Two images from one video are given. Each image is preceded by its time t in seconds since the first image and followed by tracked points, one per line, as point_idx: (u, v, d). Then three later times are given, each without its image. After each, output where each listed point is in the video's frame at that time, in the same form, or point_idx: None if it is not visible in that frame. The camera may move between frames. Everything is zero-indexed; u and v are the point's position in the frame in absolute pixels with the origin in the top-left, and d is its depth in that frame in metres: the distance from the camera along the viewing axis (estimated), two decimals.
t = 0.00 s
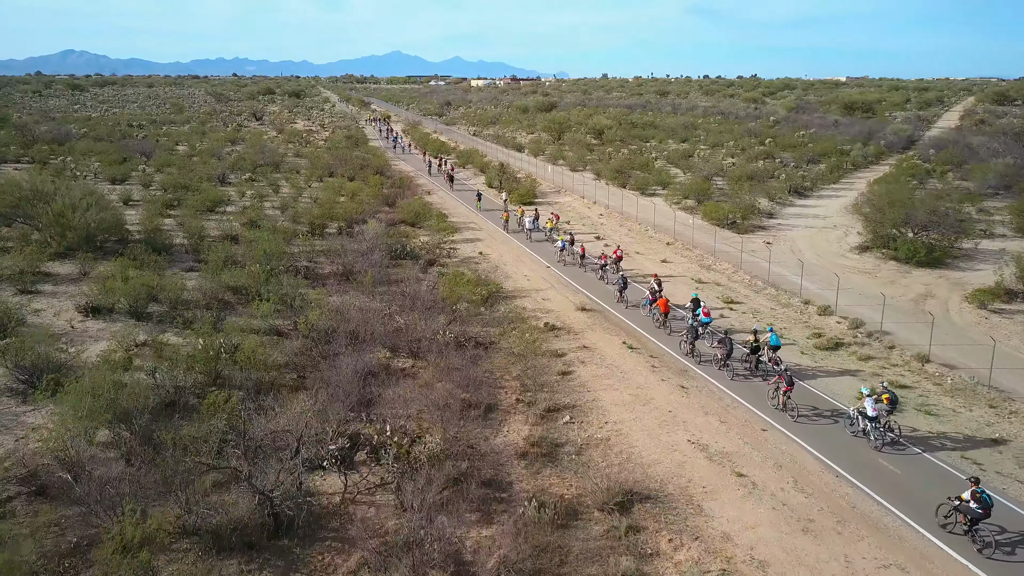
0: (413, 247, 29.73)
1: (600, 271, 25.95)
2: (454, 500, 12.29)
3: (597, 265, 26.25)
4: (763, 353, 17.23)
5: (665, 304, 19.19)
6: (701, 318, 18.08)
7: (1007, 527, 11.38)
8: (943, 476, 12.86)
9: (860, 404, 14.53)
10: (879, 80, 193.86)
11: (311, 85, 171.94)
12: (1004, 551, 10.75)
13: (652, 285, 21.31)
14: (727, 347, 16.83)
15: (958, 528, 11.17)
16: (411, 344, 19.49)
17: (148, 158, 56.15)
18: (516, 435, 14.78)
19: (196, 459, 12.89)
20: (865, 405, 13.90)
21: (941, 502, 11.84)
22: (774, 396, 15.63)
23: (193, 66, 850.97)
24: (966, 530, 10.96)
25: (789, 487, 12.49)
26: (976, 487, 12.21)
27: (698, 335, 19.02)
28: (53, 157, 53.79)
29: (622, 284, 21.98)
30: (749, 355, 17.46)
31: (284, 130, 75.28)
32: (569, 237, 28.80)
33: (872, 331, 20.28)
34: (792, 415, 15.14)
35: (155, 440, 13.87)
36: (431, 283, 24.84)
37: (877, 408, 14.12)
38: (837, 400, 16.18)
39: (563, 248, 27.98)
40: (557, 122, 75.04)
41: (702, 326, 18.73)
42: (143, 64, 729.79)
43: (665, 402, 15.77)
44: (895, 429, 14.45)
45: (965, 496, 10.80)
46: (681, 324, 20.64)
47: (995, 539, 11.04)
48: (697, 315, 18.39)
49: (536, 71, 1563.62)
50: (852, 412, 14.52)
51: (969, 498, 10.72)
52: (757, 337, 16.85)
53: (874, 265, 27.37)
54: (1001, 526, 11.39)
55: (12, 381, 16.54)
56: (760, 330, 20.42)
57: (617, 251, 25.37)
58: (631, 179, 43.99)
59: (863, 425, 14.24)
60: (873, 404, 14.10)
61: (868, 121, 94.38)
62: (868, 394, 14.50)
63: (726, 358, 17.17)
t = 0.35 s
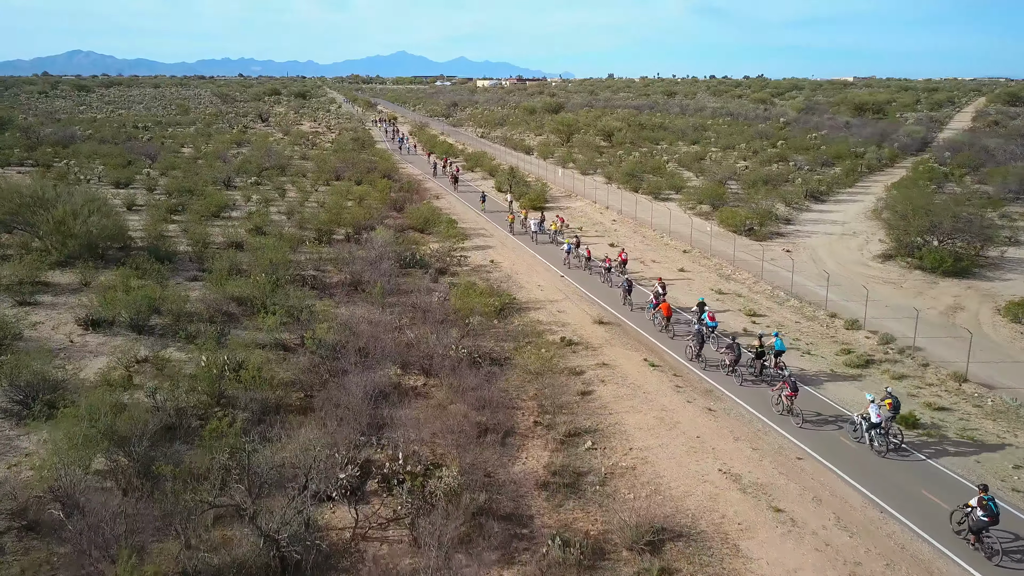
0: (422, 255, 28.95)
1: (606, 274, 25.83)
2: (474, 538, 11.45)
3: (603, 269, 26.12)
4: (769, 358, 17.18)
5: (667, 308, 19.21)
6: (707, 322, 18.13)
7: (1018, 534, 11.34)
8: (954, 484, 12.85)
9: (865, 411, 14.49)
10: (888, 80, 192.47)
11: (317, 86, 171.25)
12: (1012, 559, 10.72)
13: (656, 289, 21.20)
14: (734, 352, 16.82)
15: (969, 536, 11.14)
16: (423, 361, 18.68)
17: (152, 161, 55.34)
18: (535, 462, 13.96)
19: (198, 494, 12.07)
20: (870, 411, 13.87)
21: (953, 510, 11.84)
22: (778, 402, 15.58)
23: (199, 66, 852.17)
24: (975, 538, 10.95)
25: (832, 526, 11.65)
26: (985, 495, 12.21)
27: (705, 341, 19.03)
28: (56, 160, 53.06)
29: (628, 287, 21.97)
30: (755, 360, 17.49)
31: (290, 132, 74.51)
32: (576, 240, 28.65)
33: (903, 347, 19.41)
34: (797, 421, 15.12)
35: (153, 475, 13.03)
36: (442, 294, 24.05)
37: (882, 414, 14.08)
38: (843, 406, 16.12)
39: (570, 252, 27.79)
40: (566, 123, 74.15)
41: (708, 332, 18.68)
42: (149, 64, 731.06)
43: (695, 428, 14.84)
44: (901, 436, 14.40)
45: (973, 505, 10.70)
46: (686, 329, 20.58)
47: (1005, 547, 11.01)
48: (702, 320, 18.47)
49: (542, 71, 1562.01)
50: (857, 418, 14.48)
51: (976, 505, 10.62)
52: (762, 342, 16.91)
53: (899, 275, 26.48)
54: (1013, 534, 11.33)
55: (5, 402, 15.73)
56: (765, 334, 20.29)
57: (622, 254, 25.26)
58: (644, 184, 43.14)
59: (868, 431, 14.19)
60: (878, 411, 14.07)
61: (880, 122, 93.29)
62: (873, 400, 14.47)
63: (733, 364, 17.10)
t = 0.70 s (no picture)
0: (430, 263, 28.23)
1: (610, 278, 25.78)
2: None
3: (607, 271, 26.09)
4: (773, 363, 17.18)
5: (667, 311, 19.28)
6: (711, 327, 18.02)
7: None
8: (958, 489, 12.88)
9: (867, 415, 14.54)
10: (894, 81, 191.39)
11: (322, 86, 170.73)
12: None
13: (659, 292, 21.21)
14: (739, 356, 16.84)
15: (979, 543, 11.14)
16: (433, 378, 17.89)
17: (155, 164, 54.64)
18: (554, 492, 13.17)
19: (198, 531, 11.32)
20: (872, 415, 13.92)
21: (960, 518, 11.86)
22: (780, 407, 15.57)
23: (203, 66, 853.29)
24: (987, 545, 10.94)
25: (875, 565, 10.90)
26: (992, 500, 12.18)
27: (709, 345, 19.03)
28: (58, 163, 52.47)
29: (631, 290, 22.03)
30: (759, 365, 17.46)
31: (294, 134, 73.81)
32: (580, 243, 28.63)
33: (935, 364, 18.59)
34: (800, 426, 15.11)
35: (150, 511, 12.25)
36: (451, 305, 23.30)
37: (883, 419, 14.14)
38: (846, 411, 16.10)
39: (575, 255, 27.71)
40: (573, 125, 73.41)
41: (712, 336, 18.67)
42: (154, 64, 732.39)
43: (722, 454, 14.06)
44: (902, 440, 14.45)
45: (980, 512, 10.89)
46: (689, 333, 20.58)
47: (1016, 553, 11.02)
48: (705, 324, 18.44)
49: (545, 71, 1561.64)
50: (859, 423, 14.51)
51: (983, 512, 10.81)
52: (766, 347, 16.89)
53: (922, 284, 25.65)
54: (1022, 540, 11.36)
55: None
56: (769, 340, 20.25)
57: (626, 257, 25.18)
58: (654, 188, 42.38)
59: (870, 436, 14.24)
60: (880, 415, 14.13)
61: (890, 124, 92.41)
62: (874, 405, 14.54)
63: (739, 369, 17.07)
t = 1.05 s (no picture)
0: (439, 272, 27.41)
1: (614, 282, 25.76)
2: None
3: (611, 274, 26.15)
4: (779, 369, 17.14)
5: (670, 315, 19.38)
6: (714, 331, 18.15)
7: None
8: (958, 495, 12.94)
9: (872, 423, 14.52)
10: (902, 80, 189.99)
11: (326, 86, 169.88)
12: None
13: (664, 297, 21.25)
14: (746, 362, 16.84)
15: (984, 550, 11.19)
16: (443, 400, 16.98)
17: (156, 167, 53.75)
18: (577, 528, 12.30)
19: None
20: (877, 423, 13.90)
21: (963, 524, 11.90)
22: (785, 414, 15.54)
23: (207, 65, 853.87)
24: (994, 553, 10.96)
25: None
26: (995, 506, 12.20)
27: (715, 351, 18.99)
28: (58, 167, 51.68)
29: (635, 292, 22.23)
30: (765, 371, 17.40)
31: (298, 136, 72.94)
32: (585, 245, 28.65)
33: (971, 384, 17.67)
34: (804, 433, 15.08)
35: (145, 557, 11.35)
36: (462, 317, 22.45)
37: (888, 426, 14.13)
38: (851, 417, 16.06)
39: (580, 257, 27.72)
40: (580, 126, 72.44)
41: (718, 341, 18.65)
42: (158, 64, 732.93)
43: (754, 485, 13.25)
44: (906, 448, 14.44)
45: (987, 520, 10.93)
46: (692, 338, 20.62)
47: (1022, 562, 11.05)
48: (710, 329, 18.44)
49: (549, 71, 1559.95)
50: (864, 430, 14.49)
51: (991, 520, 10.85)
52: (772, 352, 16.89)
53: (950, 295, 24.71)
54: None
55: None
56: (776, 344, 20.19)
57: (631, 261, 25.10)
58: (666, 193, 41.47)
59: (874, 444, 14.23)
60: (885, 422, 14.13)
61: (900, 125, 91.27)
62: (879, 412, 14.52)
63: (747, 374, 17.04)
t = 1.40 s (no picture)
0: (446, 281, 26.57)
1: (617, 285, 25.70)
2: None
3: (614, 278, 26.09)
4: (784, 376, 17.08)
5: (672, 320, 19.43)
6: (716, 336, 18.28)
7: None
8: (959, 501, 12.96)
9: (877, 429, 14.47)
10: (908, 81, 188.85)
11: (330, 87, 169.19)
12: None
13: (668, 302, 21.21)
14: (751, 368, 16.80)
15: (984, 557, 11.23)
16: (452, 422, 16.10)
17: (158, 170, 52.96)
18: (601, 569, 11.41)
19: None
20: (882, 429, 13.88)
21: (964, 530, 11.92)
22: (791, 421, 15.46)
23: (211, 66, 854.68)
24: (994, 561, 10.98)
25: None
26: (996, 513, 12.20)
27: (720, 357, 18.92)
28: (58, 170, 50.88)
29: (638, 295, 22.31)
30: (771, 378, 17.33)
31: (302, 138, 72.11)
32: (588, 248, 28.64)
33: (1009, 405, 16.77)
34: (809, 441, 15.01)
35: None
36: (471, 330, 21.59)
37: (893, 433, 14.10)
38: (856, 424, 16.02)
39: (584, 261, 27.67)
40: (587, 128, 71.58)
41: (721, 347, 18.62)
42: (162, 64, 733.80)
43: (787, 521, 12.43)
44: (910, 454, 14.41)
45: (989, 528, 10.98)
46: (695, 343, 20.58)
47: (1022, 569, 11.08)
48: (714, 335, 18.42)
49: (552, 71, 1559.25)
50: (869, 437, 14.43)
51: (993, 528, 10.89)
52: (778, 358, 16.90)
53: (976, 307, 23.82)
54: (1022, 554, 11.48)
55: None
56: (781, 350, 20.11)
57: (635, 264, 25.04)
58: (677, 198, 40.60)
59: (879, 450, 14.19)
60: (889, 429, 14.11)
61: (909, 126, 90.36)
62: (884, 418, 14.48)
63: (752, 382, 16.98)
